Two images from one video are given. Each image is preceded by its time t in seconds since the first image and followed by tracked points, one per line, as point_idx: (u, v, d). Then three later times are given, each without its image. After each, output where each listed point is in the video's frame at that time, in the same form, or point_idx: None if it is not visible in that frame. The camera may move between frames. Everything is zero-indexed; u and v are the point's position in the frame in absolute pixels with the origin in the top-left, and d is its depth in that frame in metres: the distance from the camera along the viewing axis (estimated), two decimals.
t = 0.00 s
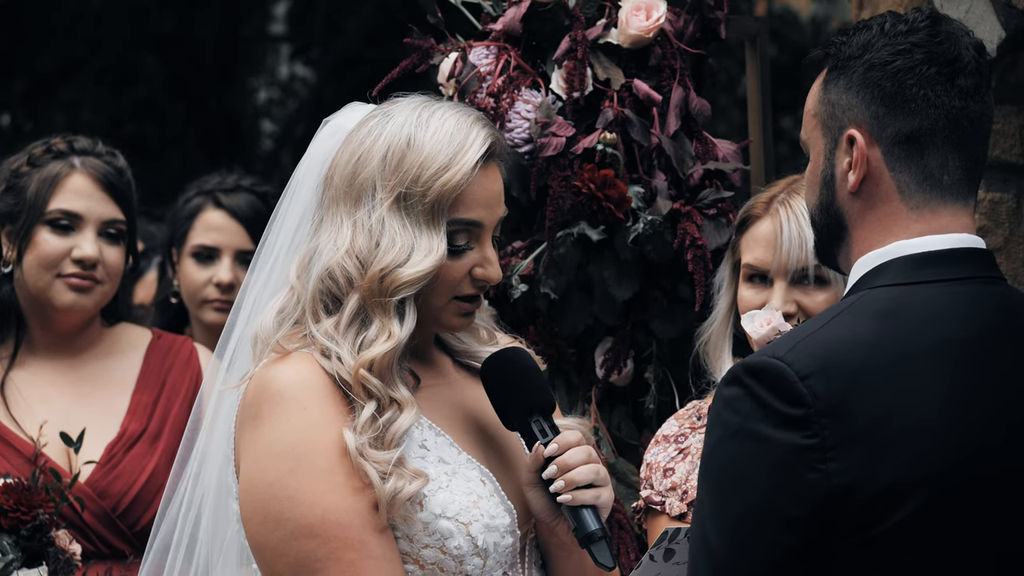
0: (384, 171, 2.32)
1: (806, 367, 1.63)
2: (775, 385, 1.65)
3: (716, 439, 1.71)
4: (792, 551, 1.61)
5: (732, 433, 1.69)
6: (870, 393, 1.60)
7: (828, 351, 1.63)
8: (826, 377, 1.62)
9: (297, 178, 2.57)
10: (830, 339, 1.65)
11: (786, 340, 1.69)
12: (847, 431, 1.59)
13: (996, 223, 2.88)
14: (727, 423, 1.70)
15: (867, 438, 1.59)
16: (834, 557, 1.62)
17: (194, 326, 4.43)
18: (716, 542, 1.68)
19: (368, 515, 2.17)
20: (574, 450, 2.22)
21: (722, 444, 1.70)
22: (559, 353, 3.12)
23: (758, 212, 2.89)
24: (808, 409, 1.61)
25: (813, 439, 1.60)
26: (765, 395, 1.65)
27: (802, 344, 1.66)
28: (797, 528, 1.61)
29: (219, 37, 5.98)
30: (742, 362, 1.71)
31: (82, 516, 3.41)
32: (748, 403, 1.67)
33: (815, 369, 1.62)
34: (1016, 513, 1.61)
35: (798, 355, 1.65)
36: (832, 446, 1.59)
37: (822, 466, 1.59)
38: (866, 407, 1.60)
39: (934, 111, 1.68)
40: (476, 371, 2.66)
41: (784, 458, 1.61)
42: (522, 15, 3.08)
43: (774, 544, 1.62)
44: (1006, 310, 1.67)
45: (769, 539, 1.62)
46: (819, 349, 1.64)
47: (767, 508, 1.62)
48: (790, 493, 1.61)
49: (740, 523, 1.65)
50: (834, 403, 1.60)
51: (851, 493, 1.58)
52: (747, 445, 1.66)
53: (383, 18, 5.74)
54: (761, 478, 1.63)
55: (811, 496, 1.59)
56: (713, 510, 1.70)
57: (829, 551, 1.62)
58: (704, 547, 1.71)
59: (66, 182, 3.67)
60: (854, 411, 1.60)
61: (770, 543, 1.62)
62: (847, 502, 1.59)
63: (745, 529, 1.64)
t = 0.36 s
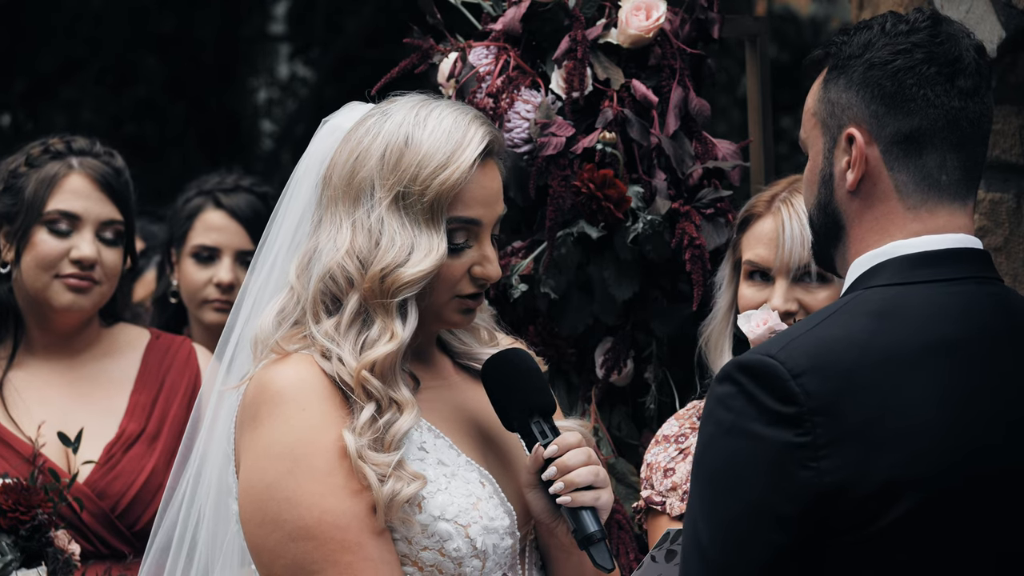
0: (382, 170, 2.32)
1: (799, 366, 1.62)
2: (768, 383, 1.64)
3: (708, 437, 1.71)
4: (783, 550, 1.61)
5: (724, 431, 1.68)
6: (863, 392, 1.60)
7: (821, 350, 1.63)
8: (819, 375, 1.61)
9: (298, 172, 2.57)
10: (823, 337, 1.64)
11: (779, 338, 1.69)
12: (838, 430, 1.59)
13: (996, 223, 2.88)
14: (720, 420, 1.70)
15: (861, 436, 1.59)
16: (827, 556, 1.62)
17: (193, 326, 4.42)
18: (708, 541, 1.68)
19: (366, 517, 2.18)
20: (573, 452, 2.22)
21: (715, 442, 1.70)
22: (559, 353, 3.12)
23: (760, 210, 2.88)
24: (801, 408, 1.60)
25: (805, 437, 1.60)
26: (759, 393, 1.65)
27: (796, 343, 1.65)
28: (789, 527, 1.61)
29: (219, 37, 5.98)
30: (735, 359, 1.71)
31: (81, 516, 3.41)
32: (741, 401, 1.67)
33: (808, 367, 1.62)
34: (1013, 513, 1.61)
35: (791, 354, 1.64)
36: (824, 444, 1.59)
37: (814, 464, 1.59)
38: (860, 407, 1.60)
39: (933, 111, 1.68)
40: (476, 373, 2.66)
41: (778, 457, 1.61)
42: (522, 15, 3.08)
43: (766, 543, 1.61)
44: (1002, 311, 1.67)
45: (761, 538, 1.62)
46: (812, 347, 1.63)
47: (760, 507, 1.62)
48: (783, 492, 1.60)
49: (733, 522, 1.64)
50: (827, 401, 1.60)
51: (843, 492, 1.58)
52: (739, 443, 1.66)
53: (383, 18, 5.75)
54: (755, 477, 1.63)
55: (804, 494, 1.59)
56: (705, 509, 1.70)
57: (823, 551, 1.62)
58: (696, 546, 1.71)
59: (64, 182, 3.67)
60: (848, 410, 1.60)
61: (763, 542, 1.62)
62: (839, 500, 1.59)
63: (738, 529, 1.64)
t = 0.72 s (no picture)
0: (363, 158, 2.33)
1: (798, 366, 1.62)
2: (767, 383, 1.64)
3: (709, 437, 1.71)
4: (782, 550, 1.61)
5: (724, 431, 1.68)
6: (864, 393, 1.60)
7: (821, 350, 1.63)
8: (819, 375, 1.61)
9: (280, 185, 2.58)
10: (824, 338, 1.64)
11: (779, 339, 1.68)
12: (839, 430, 1.59)
13: (996, 223, 2.88)
14: (720, 421, 1.69)
15: (861, 436, 1.58)
16: (827, 556, 1.61)
17: (192, 326, 4.42)
18: (708, 541, 1.68)
19: (359, 516, 2.17)
20: (569, 452, 2.22)
21: (715, 442, 1.70)
22: (559, 353, 3.12)
23: (763, 209, 2.88)
24: (800, 408, 1.60)
25: (805, 438, 1.60)
26: (759, 394, 1.65)
27: (795, 343, 1.65)
28: (788, 527, 1.60)
29: (219, 37, 5.97)
30: (735, 361, 1.71)
31: (78, 516, 3.41)
32: (741, 401, 1.67)
33: (808, 368, 1.62)
34: (1013, 513, 1.61)
35: (791, 354, 1.64)
36: (823, 445, 1.59)
37: (813, 465, 1.59)
38: (860, 407, 1.59)
39: (933, 111, 1.68)
40: (477, 372, 2.66)
41: (777, 458, 1.61)
42: (522, 15, 3.07)
43: (765, 543, 1.61)
44: (1002, 311, 1.67)
45: (761, 538, 1.62)
46: (812, 348, 1.63)
47: (760, 508, 1.61)
48: (782, 492, 1.60)
49: (732, 522, 1.64)
50: (826, 402, 1.60)
51: (842, 491, 1.58)
52: (739, 443, 1.65)
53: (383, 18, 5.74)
54: (754, 477, 1.63)
55: (803, 494, 1.59)
56: (705, 508, 1.70)
57: (822, 551, 1.61)
58: (696, 547, 1.71)
59: (61, 182, 3.67)
60: (847, 410, 1.60)
61: (761, 543, 1.62)
62: (838, 499, 1.58)
63: (737, 530, 1.64)
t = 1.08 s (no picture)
0: (378, 167, 2.32)
1: (815, 368, 1.62)
2: (784, 385, 1.64)
3: (725, 439, 1.71)
4: (802, 553, 1.61)
5: (740, 434, 1.68)
6: (879, 395, 1.60)
7: (837, 352, 1.63)
8: (836, 378, 1.61)
9: (296, 173, 2.57)
10: (838, 340, 1.64)
11: (795, 341, 1.68)
12: (856, 432, 1.59)
13: (996, 223, 2.88)
14: (736, 423, 1.70)
15: (878, 438, 1.59)
16: (843, 559, 1.62)
17: (191, 326, 4.42)
18: (724, 543, 1.68)
19: (360, 514, 2.17)
20: (567, 449, 2.23)
21: (731, 444, 1.70)
22: (558, 353, 3.13)
23: (767, 207, 2.90)
24: (818, 410, 1.60)
25: (824, 440, 1.60)
26: (776, 397, 1.65)
27: (811, 345, 1.65)
28: (809, 530, 1.60)
29: (219, 37, 5.95)
30: (750, 362, 1.71)
31: (76, 513, 3.40)
32: (757, 404, 1.67)
33: (825, 370, 1.62)
34: None
35: (808, 356, 1.64)
36: (840, 447, 1.59)
37: (833, 468, 1.59)
38: (876, 409, 1.59)
39: (942, 110, 1.68)
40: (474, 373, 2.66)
41: (794, 460, 1.61)
42: (522, 15, 3.07)
43: (786, 545, 1.61)
44: (1012, 310, 1.67)
45: (778, 540, 1.62)
46: (829, 351, 1.63)
47: (776, 509, 1.61)
48: (800, 494, 1.60)
49: (748, 523, 1.64)
50: (843, 404, 1.60)
51: (860, 493, 1.58)
52: (755, 445, 1.66)
53: (382, 18, 5.73)
54: (770, 479, 1.63)
55: (821, 497, 1.59)
56: (722, 510, 1.70)
57: (838, 553, 1.62)
58: (711, 548, 1.71)
59: (51, 179, 3.66)
60: (864, 412, 1.60)
61: (782, 544, 1.61)
62: (856, 502, 1.59)
63: (754, 530, 1.64)
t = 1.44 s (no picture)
0: (391, 170, 2.31)
1: (832, 369, 1.62)
2: (802, 387, 1.64)
3: (742, 441, 1.71)
4: (821, 553, 1.61)
5: (756, 435, 1.69)
6: (893, 395, 1.60)
7: (853, 353, 1.63)
8: (851, 378, 1.61)
9: (302, 177, 2.56)
10: (852, 340, 1.64)
11: (809, 342, 1.68)
12: (873, 432, 1.59)
13: (996, 223, 2.90)
14: (752, 425, 1.70)
15: (894, 437, 1.59)
16: (858, 559, 1.62)
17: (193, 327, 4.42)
18: (743, 545, 1.68)
19: (376, 517, 2.17)
20: (579, 453, 2.23)
21: (748, 446, 1.70)
22: (559, 353, 3.12)
23: (767, 208, 2.90)
24: (835, 411, 1.60)
25: (841, 441, 1.60)
26: (793, 399, 1.65)
27: (827, 346, 1.65)
28: (826, 529, 1.61)
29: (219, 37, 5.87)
30: (766, 364, 1.71)
31: (87, 503, 3.40)
32: (774, 406, 1.67)
33: (841, 371, 1.62)
34: None
35: (824, 358, 1.64)
36: (859, 448, 1.59)
37: (851, 468, 1.59)
38: (891, 408, 1.60)
39: (952, 111, 1.68)
40: (477, 374, 2.65)
41: (812, 461, 1.61)
42: (522, 15, 3.07)
43: (804, 546, 1.61)
44: (1019, 307, 1.68)
45: (797, 540, 1.62)
46: (844, 351, 1.63)
47: (794, 509, 1.62)
48: (818, 495, 1.61)
49: (766, 524, 1.64)
50: (860, 404, 1.60)
51: (878, 493, 1.58)
52: (772, 447, 1.66)
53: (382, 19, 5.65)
54: (786, 479, 1.63)
55: (840, 497, 1.59)
56: (739, 512, 1.70)
57: (853, 554, 1.62)
58: (730, 548, 1.71)
59: (38, 175, 3.60)
60: (881, 412, 1.60)
61: (799, 544, 1.62)
62: (875, 502, 1.59)
63: (771, 533, 1.64)
